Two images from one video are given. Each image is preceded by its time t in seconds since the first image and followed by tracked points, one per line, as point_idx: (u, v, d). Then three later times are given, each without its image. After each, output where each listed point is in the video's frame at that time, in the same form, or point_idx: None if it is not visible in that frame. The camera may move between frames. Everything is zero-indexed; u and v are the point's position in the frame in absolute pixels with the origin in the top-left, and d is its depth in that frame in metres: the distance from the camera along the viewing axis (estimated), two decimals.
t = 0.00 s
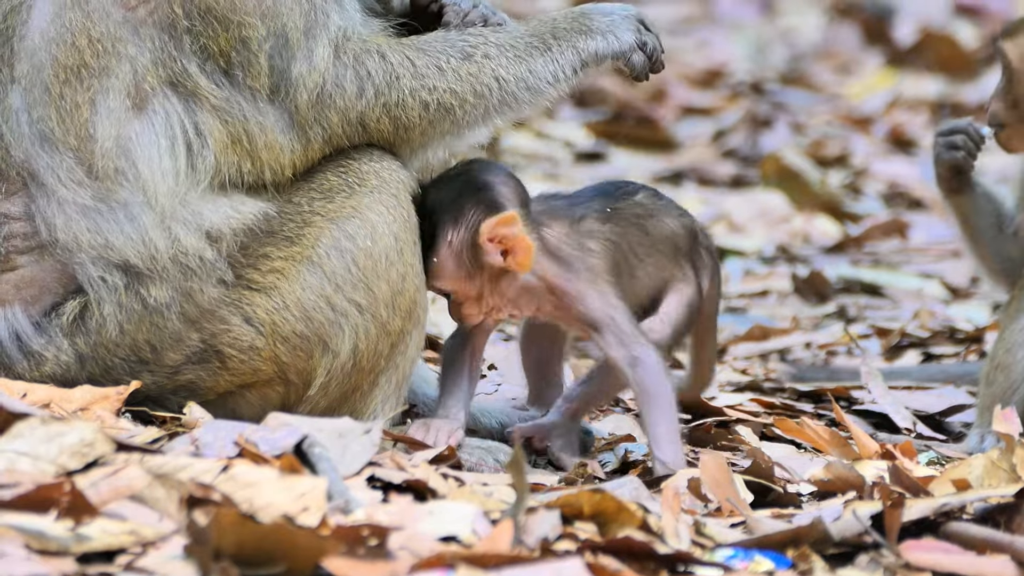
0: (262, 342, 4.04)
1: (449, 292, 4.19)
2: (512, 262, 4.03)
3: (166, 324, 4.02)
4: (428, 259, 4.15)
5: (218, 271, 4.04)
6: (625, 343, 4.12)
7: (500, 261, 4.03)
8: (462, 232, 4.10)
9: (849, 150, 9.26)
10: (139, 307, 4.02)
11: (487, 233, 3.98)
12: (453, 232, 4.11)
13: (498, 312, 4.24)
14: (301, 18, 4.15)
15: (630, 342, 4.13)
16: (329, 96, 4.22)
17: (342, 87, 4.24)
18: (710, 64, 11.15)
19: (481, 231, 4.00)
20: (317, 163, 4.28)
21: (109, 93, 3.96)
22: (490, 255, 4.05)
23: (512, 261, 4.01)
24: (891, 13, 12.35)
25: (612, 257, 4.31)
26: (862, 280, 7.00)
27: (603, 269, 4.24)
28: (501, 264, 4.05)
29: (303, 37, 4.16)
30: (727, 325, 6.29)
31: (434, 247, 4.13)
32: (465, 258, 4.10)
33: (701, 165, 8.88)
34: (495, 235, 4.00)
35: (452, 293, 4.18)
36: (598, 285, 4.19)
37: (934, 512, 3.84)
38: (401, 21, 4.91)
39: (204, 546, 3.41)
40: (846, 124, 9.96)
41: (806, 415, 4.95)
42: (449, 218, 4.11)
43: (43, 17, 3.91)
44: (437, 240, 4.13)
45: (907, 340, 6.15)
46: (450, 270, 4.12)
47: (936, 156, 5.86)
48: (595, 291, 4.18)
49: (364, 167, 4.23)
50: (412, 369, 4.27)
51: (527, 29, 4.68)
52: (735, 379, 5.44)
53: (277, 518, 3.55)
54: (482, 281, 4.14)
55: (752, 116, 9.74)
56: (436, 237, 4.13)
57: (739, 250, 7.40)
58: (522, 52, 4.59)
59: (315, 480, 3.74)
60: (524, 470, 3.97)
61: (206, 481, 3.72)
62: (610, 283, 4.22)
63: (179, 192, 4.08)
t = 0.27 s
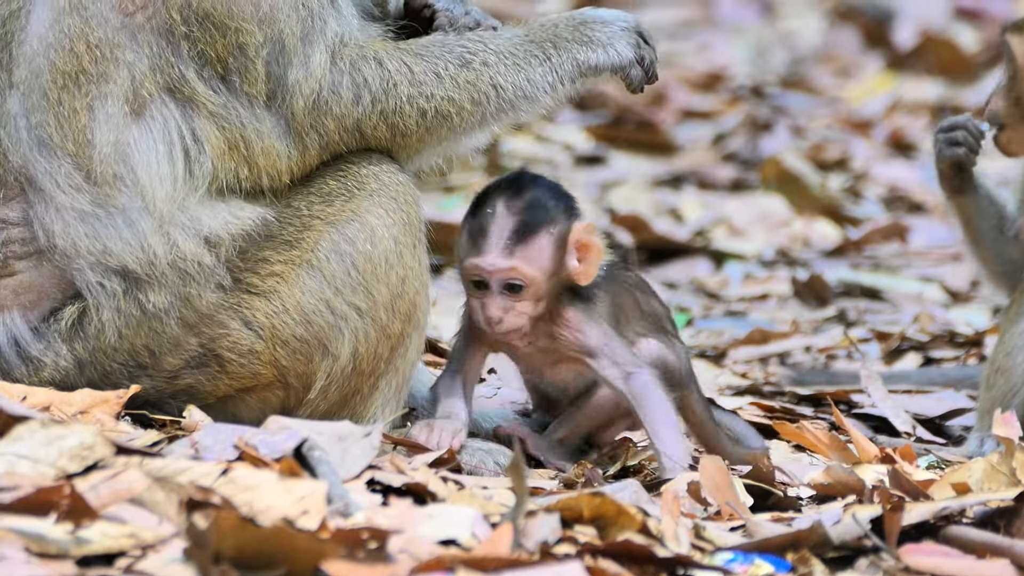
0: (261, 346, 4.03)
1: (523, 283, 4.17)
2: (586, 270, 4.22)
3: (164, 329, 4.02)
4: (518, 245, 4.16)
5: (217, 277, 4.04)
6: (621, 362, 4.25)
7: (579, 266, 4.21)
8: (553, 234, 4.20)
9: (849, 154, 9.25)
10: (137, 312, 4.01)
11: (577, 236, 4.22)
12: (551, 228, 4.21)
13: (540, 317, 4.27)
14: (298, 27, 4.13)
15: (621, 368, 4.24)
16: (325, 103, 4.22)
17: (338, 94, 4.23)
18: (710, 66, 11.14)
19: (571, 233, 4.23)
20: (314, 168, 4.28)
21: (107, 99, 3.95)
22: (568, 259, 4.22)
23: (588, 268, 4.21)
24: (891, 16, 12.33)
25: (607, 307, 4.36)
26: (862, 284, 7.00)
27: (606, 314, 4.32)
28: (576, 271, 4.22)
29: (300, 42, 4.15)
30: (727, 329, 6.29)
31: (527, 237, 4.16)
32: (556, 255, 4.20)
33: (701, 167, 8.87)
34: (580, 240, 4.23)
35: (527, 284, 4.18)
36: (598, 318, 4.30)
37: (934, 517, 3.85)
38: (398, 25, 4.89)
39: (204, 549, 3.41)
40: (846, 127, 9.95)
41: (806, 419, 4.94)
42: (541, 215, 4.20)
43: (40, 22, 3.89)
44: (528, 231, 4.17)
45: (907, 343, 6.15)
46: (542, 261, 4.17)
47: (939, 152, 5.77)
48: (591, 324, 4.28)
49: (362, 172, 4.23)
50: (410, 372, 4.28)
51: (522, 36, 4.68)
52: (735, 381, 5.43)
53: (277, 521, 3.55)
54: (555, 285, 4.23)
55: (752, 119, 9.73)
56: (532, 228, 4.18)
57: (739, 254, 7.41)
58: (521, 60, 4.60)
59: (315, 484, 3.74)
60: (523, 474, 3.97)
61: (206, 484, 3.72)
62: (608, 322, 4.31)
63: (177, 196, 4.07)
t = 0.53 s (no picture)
0: (259, 349, 4.03)
1: (542, 300, 4.14)
2: (600, 292, 4.24)
3: (162, 332, 4.02)
4: (539, 262, 4.12)
5: (214, 281, 4.04)
6: (631, 372, 4.27)
7: (595, 288, 4.23)
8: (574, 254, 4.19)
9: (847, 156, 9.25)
10: (134, 317, 4.01)
11: (595, 257, 4.23)
12: (572, 249, 4.19)
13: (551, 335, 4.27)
14: (294, 30, 4.13)
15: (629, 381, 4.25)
16: (321, 106, 4.21)
17: (334, 98, 4.23)
18: (708, 67, 11.13)
19: (590, 254, 4.23)
20: (310, 171, 4.28)
21: (104, 103, 3.94)
22: (583, 279, 4.23)
23: (604, 290, 4.24)
24: (890, 19, 12.31)
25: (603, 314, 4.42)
26: (859, 286, 7.00)
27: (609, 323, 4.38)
28: (591, 292, 4.24)
29: (295, 45, 4.15)
30: (724, 332, 6.30)
31: (548, 256, 4.13)
32: (574, 273, 4.20)
33: (699, 170, 8.87)
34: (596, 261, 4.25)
35: (546, 302, 4.15)
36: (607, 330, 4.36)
37: (932, 519, 3.87)
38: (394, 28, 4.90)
39: (201, 551, 3.41)
40: (844, 129, 9.94)
41: (803, 421, 4.94)
42: (562, 235, 4.18)
43: (37, 26, 3.87)
44: (549, 250, 4.14)
45: (904, 346, 6.15)
46: (562, 280, 4.15)
47: (937, 142, 5.77)
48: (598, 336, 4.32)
49: (358, 175, 4.23)
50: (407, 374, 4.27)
51: (518, 39, 4.68)
52: (733, 383, 5.42)
53: (273, 522, 3.55)
54: (568, 302, 4.23)
55: (750, 122, 9.73)
56: (554, 246, 4.14)
57: (736, 257, 7.42)
58: (518, 64, 4.59)
59: (312, 486, 3.75)
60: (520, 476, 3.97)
61: (203, 486, 3.73)
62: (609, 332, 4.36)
63: (174, 200, 4.07)
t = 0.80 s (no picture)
0: (253, 347, 4.07)
1: (484, 253, 4.16)
2: (555, 258, 4.22)
3: (156, 332, 4.05)
4: (483, 212, 4.16)
5: (208, 280, 4.08)
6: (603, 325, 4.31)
7: (548, 251, 4.21)
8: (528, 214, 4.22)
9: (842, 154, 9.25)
10: (128, 316, 4.04)
11: (550, 220, 4.21)
12: (519, 207, 4.21)
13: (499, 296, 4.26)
14: (287, 29, 4.16)
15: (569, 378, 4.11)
16: (314, 107, 4.23)
17: (326, 98, 4.24)
18: (703, 66, 11.13)
19: (542, 217, 4.21)
20: (304, 171, 4.31)
21: (98, 102, 3.98)
22: (535, 241, 4.21)
23: (557, 256, 4.21)
24: (884, 17, 12.28)
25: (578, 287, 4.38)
26: (854, 283, 7.00)
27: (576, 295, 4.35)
28: (544, 256, 4.22)
29: (288, 45, 4.17)
30: (719, 330, 6.30)
31: (491, 208, 4.17)
32: (524, 231, 4.21)
33: (694, 168, 8.88)
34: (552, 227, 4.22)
35: (489, 255, 4.17)
36: (574, 302, 4.33)
37: (926, 516, 3.87)
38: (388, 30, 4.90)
39: (195, 548, 3.41)
40: (839, 127, 9.94)
41: (798, 418, 4.93)
42: (511, 193, 4.21)
43: (31, 27, 3.95)
44: (494, 203, 4.18)
45: (899, 343, 6.15)
46: (505, 234, 4.18)
47: (935, 137, 5.77)
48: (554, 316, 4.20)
49: (351, 174, 4.26)
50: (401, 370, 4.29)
51: (514, 42, 4.68)
52: (727, 381, 5.43)
53: (268, 520, 3.54)
54: (519, 262, 4.23)
55: (745, 120, 9.73)
56: (500, 201, 4.18)
57: (731, 255, 7.42)
58: (512, 68, 4.59)
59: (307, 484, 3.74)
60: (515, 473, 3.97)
61: (198, 484, 3.73)
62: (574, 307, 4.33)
63: (168, 199, 4.10)
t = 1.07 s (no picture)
0: (253, 340, 4.08)
1: (446, 237, 3.73)
2: (522, 242, 3.75)
3: (156, 325, 4.03)
4: (443, 195, 3.72)
5: (208, 273, 4.06)
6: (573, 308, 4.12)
7: (514, 237, 3.73)
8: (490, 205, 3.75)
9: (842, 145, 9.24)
10: (128, 310, 4.03)
11: (516, 203, 3.74)
12: (482, 189, 3.75)
13: (462, 283, 3.80)
14: (285, 22, 4.14)
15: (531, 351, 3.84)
16: (312, 101, 4.22)
17: (324, 92, 4.24)
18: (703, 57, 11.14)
19: (509, 198, 3.75)
20: (302, 165, 4.29)
21: (96, 97, 3.95)
22: (501, 226, 3.75)
23: (524, 241, 3.74)
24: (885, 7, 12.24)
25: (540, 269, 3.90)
26: (854, 274, 7.00)
27: (539, 280, 3.88)
28: (510, 241, 3.74)
29: (287, 39, 4.15)
30: (719, 321, 6.31)
31: (453, 191, 3.71)
32: (490, 214, 3.75)
33: (694, 159, 8.89)
34: (519, 210, 3.76)
35: (450, 240, 3.73)
36: (535, 295, 3.87)
37: (928, 508, 3.86)
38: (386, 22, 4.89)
39: (196, 540, 3.42)
40: (838, 118, 9.94)
41: (799, 410, 4.93)
42: (473, 173, 3.74)
43: (30, 21, 3.92)
44: (457, 185, 3.73)
45: (900, 334, 6.14)
46: (468, 219, 3.73)
47: (944, 130, 5.80)
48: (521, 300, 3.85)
49: (351, 167, 4.26)
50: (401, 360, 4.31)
51: (513, 38, 4.66)
52: (728, 373, 5.45)
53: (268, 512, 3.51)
54: (484, 248, 3.77)
55: (745, 110, 9.72)
56: (465, 181, 3.73)
57: (731, 245, 7.42)
58: (511, 63, 4.58)
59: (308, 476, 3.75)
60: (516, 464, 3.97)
61: (200, 475, 3.74)
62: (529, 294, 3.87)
63: (169, 191, 4.08)
